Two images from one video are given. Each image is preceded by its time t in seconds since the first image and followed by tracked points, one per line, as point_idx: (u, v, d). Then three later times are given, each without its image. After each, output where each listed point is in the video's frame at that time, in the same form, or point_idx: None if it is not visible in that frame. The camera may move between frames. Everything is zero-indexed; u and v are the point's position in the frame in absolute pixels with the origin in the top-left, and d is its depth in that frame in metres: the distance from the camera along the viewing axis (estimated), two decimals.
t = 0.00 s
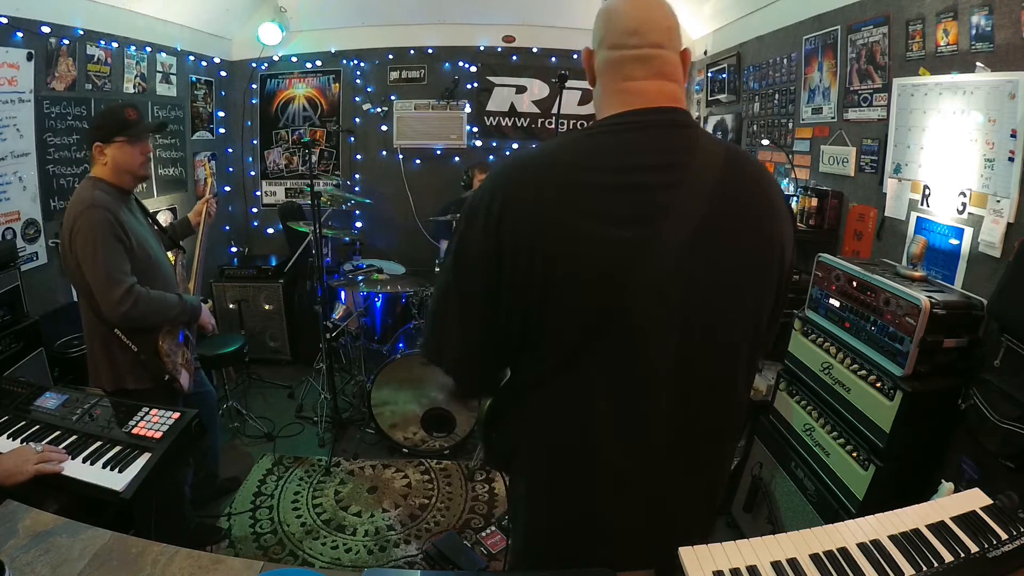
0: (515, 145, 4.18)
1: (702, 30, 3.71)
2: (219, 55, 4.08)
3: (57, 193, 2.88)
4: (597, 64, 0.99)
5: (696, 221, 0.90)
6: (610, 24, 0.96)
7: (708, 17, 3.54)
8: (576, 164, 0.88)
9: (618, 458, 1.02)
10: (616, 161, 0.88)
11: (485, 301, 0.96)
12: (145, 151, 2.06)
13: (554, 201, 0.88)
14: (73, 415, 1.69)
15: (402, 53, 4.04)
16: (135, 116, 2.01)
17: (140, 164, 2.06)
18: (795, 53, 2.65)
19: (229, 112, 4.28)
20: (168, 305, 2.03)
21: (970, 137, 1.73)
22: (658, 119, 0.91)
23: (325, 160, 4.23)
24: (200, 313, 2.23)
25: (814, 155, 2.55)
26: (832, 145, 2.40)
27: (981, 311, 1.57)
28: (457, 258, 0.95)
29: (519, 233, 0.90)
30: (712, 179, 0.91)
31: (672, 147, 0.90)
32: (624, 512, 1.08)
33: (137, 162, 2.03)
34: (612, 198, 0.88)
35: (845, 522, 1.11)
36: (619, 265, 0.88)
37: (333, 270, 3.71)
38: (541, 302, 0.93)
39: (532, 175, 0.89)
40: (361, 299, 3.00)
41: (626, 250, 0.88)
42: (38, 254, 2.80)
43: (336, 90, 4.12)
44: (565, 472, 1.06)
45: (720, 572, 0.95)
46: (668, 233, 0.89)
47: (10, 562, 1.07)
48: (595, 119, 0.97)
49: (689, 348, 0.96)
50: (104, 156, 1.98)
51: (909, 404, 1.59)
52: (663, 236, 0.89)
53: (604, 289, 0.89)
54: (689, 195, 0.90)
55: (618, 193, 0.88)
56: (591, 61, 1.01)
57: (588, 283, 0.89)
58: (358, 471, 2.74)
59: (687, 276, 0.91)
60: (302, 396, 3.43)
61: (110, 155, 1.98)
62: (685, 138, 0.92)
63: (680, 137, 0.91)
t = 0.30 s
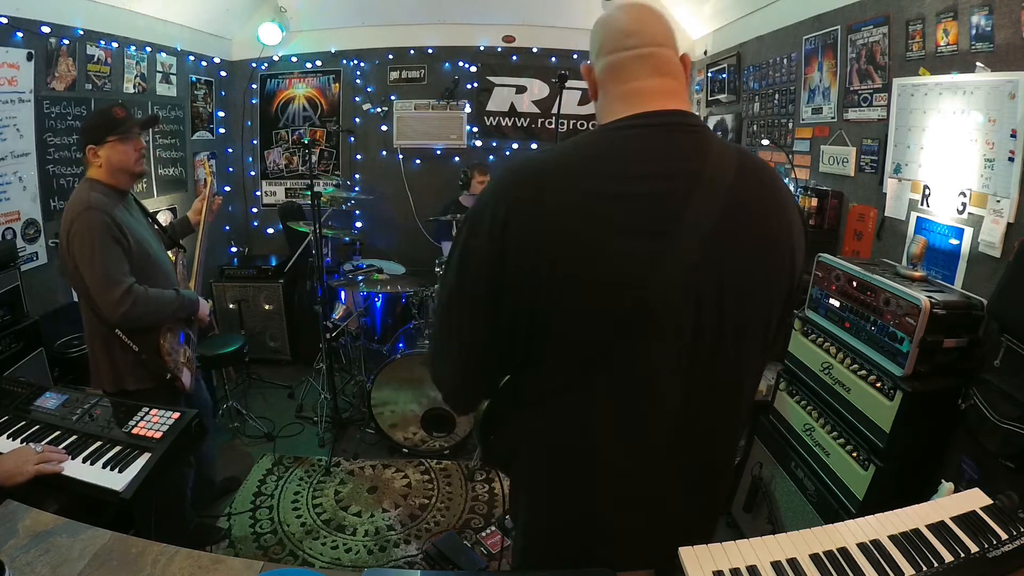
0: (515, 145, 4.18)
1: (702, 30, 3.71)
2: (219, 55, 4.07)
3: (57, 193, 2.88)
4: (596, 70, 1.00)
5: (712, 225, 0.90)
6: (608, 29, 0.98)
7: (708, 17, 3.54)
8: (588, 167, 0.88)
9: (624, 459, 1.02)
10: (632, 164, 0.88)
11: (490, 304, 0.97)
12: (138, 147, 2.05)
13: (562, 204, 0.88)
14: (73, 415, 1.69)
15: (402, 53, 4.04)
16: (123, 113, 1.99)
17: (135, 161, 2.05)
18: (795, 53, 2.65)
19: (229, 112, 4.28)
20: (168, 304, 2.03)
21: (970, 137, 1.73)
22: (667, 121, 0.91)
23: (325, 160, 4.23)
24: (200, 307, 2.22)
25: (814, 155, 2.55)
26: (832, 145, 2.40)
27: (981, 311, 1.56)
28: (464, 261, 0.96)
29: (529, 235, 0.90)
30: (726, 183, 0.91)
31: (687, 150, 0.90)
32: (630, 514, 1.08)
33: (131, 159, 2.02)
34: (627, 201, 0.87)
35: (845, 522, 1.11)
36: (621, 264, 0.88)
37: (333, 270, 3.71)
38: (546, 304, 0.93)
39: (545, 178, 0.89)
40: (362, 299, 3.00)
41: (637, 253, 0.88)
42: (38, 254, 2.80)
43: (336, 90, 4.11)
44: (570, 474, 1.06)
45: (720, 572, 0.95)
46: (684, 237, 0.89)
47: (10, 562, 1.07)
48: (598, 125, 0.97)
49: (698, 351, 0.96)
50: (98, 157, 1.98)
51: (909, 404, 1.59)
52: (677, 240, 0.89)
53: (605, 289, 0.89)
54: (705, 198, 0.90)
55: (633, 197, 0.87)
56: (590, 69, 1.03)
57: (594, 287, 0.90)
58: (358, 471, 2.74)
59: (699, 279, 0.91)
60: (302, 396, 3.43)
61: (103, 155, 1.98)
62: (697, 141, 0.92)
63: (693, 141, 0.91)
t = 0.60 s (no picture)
0: (515, 145, 4.18)
1: (701, 30, 3.71)
2: (219, 55, 4.07)
3: (57, 193, 2.88)
4: (603, 63, 1.00)
5: (715, 229, 0.90)
6: (616, 22, 0.97)
7: (708, 17, 3.54)
8: (592, 171, 0.87)
9: (626, 460, 1.03)
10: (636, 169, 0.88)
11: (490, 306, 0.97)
12: (133, 145, 2.06)
13: (563, 204, 0.88)
14: (73, 415, 1.69)
15: (402, 53, 4.04)
16: (116, 112, 1.99)
17: (130, 159, 2.05)
18: (795, 53, 2.65)
19: (229, 112, 4.28)
20: (168, 300, 2.02)
21: (970, 137, 1.73)
22: (670, 124, 0.91)
23: (325, 160, 4.23)
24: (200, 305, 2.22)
25: (814, 155, 2.55)
26: (832, 145, 2.40)
27: (981, 311, 1.57)
28: (464, 263, 0.96)
29: (531, 238, 0.90)
30: (729, 185, 0.91)
31: (690, 153, 0.90)
32: (631, 514, 1.08)
33: (125, 157, 2.02)
34: (630, 206, 0.87)
35: (845, 522, 1.11)
36: (620, 266, 0.88)
37: (333, 270, 3.71)
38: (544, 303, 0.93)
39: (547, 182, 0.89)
40: (362, 299, 3.00)
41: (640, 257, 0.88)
42: (38, 254, 2.80)
43: (336, 90, 4.12)
44: (571, 475, 1.07)
45: (720, 572, 0.95)
46: (687, 242, 0.89)
47: (10, 562, 1.07)
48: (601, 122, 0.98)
49: (700, 353, 0.97)
50: (92, 157, 1.98)
51: (909, 404, 1.59)
52: (679, 242, 0.89)
53: (605, 290, 0.89)
54: (709, 202, 0.90)
55: (636, 201, 0.87)
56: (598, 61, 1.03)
57: (591, 286, 0.90)
58: (358, 471, 2.74)
59: (700, 282, 0.91)
60: (302, 396, 3.43)
61: (97, 155, 1.98)
62: (700, 143, 0.92)
63: (697, 143, 0.91)
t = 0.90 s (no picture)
0: (515, 145, 4.18)
1: (701, 30, 3.71)
2: (219, 55, 4.07)
3: (57, 193, 2.88)
4: (602, 78, 1.00)
5: (713, 232, 0.91)
6: (616, 38, 0.98)
7: (708, 17, 3.54)
8: (592, 173, 0.88)
9: (628, 462, 1.03)
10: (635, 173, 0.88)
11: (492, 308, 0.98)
12: (135, 146, 2.05)
13: (564, 204, 0.88)
14: (73, 415, 1.69)
15: (402, 53, 4.04)
16: (119, 113, 1.98)
17: (131, 159, 2.05)
18: (795, 53, 2.65)
19: (229, 112, 4.28)
20: (167, 299, 2.02)
21: (970, 137, 1.73)
22: (668, 128, 0.91)
23: (324, 160, 4.23)
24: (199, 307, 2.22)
25: (814, 155, 2.55)
26: (832, 145, 2.40)
27: (981, 311, 1.57)
28: (469, 265, 0.97)
29: (532, 242, 0.91)
30: (727, 187, 0.91)
31: (688, 156, 0.90)
32: (632, 514, 1.08)
33: (128, 157, 2.03)
34: (629, 209, 0.88)
35: (845, 522, 1.11)
36: (621, 265, 0.88)
37: (333, 270, 3.71)
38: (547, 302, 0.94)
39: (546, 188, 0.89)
40: (362, 299, 3.00)
41: (641, 260, 0.88)
42: (38, 254, 2.80)
43: (336, 90, 4.12)
44: (574, 476, 1.07)
45: (720, 572, 0.96)
46: (686, 244, 0.89)
47: (10, 562, 1.07)
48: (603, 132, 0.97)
49: (701, 356, 0.97)
50: (94, 157, 1.98)
51: (910, 404, 1.59)
52: (678, 242, 0.89)
53: (606, 290, 0.89)
54: (706, 205, 0.90)
55: (635, 205, 0.88)
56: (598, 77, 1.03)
57: (592, 286, 0.90)
58: (358, 471, 2.74)
59: (700, 283, 0.91)
60: (302, 396, 3.43)
61: (99, 155, 1.98)
62: (697, 146, 0.92)
63: (694, 146, 0.91)
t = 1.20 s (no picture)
0: (515, 145, 4.18)
1: (702, 30, 3.72)
2: (219, 55, 4.07)
3: (57, 193, 2.88)
4: (624, 97, 1.05)
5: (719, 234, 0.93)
6: (636, 61, 1.05)
7: (708, 17, 3.54)
8: (608, 177, 0.89)
9: (634, 459, 1.05)
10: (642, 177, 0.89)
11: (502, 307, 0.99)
12: (144, 147, 2.06)
13: (583, 209, 0.89)
14: (73, 415, 1.69)
15: (402, 53, 4.04)
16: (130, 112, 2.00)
17: (139, 160, 2.05)
18: (795, 53, 2.65)
19: (229, 112, 4.28)
20: (168, 302, 2.02)
21: (970, 137, 1.73)
22: (682, 134, 0.94)
23: (324, 160, 4.23)
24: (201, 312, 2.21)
25: (814, 155, 2.55)
26: (832, 145, 2.40)
27: (981, 311, 1.57)
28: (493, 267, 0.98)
29: (547, 246, 0.92)
30: (733, 189, 0.94)
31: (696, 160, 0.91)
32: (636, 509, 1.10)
33: (138, 158, 2.03)
34: (644, 214, 0.89)
35: (845, 522, 1.11)
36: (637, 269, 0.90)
37: (333, 270, 3.71)
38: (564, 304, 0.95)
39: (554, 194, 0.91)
40: (362, 299, 3.00)
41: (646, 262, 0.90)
42: (38, 254, 2.80)
43: (336, 90, 4.12)
44: (585, 476, 1.09)
45: (720, 572, 0.96)
46: (696, 247, 0.91)
47: (9, 562, 1.07)
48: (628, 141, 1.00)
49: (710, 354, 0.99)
50: (105, 155, 1.97)
51: (909, 404, 1.59)
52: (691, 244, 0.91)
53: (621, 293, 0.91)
54: (715, 209, 0.93)
55: (650, 210, 0.89)
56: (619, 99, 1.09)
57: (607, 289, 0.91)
58: (358, 471, 2.74)
59: (710, 283, 0.93)
60: (302, 396, 3.43)
61: (111, 153, 1.97)
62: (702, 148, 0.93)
63: (704, 153, 0.93)
